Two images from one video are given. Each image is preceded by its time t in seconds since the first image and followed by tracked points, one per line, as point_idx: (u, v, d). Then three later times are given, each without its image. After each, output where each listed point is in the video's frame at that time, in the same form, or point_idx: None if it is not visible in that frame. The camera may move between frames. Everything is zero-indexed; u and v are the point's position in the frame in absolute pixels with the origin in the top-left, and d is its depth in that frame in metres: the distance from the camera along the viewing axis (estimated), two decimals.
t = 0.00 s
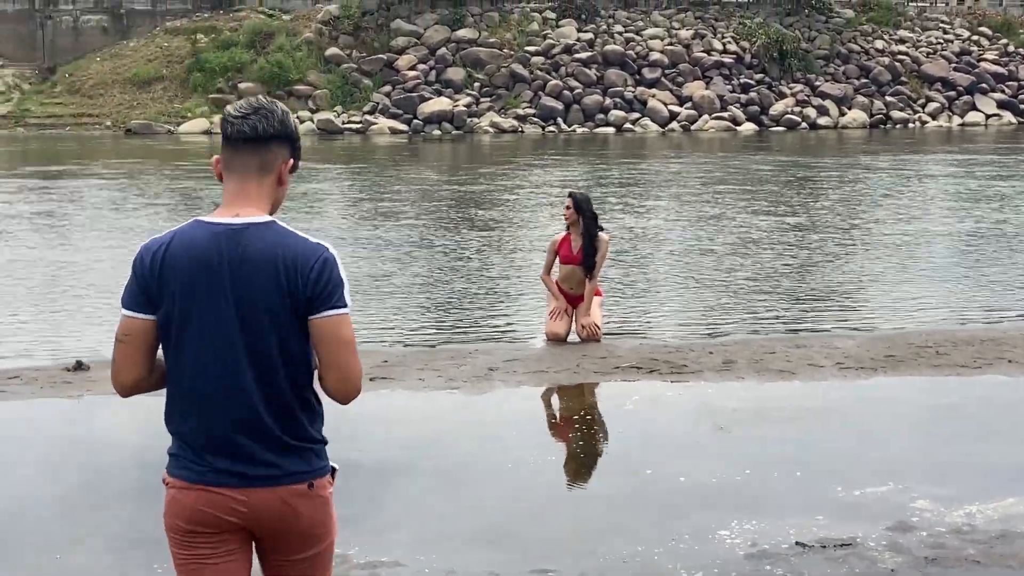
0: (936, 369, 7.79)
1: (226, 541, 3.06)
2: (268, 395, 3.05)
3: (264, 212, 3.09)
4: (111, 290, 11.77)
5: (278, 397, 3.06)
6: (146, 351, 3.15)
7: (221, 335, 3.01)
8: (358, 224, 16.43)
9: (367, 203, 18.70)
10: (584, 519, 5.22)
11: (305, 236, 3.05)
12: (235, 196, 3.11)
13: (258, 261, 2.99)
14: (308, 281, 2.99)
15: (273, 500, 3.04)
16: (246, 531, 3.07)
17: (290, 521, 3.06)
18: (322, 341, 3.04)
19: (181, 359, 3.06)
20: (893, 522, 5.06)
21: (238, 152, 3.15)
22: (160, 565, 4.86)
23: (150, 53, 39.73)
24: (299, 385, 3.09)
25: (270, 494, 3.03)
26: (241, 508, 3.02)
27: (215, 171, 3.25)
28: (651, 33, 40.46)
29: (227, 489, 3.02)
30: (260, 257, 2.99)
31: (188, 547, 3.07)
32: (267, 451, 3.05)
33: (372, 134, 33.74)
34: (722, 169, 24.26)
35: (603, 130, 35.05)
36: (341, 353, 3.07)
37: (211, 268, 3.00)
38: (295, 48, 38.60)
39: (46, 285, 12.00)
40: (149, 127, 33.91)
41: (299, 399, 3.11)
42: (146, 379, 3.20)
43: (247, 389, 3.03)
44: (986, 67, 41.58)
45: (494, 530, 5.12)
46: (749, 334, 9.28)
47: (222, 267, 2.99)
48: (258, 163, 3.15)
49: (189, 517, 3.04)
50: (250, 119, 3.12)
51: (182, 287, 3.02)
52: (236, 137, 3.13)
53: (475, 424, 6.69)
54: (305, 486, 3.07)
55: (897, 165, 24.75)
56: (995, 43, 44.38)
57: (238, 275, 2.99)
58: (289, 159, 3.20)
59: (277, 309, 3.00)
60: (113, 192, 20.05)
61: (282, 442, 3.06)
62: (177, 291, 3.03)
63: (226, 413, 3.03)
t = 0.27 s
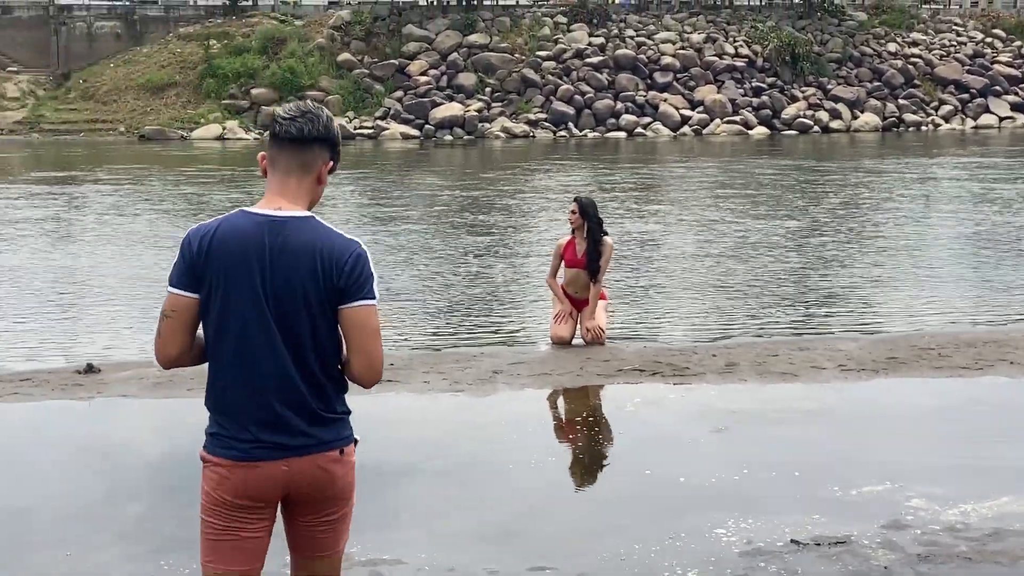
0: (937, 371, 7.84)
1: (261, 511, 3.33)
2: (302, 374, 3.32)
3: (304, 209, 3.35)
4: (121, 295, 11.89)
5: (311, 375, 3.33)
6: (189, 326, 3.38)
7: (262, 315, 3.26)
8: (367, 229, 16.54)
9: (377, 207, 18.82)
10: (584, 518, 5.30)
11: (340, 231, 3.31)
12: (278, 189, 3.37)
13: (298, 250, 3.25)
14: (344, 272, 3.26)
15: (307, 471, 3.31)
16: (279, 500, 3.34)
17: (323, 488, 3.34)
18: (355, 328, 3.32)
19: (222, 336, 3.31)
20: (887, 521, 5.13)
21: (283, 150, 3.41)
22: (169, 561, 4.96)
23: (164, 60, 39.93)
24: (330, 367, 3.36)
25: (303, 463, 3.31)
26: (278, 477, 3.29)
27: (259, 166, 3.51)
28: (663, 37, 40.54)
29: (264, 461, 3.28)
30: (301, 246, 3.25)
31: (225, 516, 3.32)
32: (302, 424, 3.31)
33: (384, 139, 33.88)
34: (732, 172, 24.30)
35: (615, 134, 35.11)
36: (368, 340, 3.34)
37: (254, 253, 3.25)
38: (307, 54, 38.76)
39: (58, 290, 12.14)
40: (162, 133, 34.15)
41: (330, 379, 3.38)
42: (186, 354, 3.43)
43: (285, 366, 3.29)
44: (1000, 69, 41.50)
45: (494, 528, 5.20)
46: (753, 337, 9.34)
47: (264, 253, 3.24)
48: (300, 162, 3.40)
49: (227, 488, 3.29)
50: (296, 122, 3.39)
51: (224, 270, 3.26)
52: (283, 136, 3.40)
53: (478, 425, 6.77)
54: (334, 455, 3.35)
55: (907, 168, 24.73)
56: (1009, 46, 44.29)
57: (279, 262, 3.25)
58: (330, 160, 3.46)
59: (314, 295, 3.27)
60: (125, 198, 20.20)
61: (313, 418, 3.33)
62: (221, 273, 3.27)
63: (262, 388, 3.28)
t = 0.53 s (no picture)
0: (940, 374, 7.89)
1: (274, 502, 3.48)
2: (322, 370, 3.47)
3: (327, 213, 3.51)
4: (130, 298, 11.97)
5: (330, 371, 3.47)
6: (216, 324, 3.52)
7: (286, 313, 3.43)
8: (375, 233, 16.61)
9: (385, 210, 18.88)
10: (587, 522, 5.35)
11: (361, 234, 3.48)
12: (303, 195, 3.53)
13: (322, 251, 3.41)
14: (365, 272, 3.43)
15: (319, 462, 3.43)
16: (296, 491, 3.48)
17: (330, 480, 3.44)
18: (374, 326, 3.48)
19: (249, 332, 3.47)
20: (887, 524, 5.19)
21: (307, 159, 3.57)
22: (177, 567, 5.03)
23: (173, 63, 40.06)
24: (349, 363, 3.52)
25: (315, 455, 3.43)
26: (291, 468, 3.42)
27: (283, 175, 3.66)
28: (671, 38, 40.59)
29: (283, 452, 3.42)
30: (325, 246, 3.41)
31: (244, 503, 3.49)
32: (319, 418, 3.46)
33: (393, 142, 33.97)
34: (739, 174, 24.33)
35: (623, 135, 35.15)
36: (385, 338, 3.50)
37: (280, 254, 3.41)
38: (316, 56, 38.87)
39: (66, 295, 12.20)
40: (171, 136, 34.29)
41: (348, 376, 3.54)
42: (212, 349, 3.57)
43: (307, 363, 3.44)
44: (1009, 70, 41.46)
45: (498, 532, 5.26)
46: (758, 341, 9.38)
47: (290, 253, 3.41)
48: (324, 170, 3.56)
49: (245, 478, 3.46)
50: (321, 132, 3.56)
51: (252, 269, 3.42)
52: (308, 146, 3.56)
53: (484, 429, 6.83)
54: (346, 448, 3.48)
55: (915, 170, 24.73)
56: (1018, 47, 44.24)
57: (303, 262, 3.41)
58: (349, 171, 3.62)
59: (336, 294, 3.43)
60: (134, 202, 20.29)
61: (332, 411, 3.48)
62: (248, 273, 3.43)
63: (285, 381, 3.44)
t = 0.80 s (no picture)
0: (947, 378, 7.95)
1: (292, 498, 3.60)
2: (335, 374, 3.55)
3: (338, 223, 3.61)
4: (143, 304, 12.07)
5: (343, 375, 3.56)
6: (237, 333, 3.64)
7: (299, 321, 3.53)
8: (384, 237, 16.70)
9: (394, 215, 18.98)
10: (597, 525, 5.43)
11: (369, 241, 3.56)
12: (315, 205, 3.63)
13: (332, 259, 3.50)
14: (373, 278, 3.50)
15: (335, 458, 3.53)
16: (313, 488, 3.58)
17: (346, 475, 3.54)
18: (384, 329, 3.55)
19: (266, 339, 3.58)
20: (894, 527, 5.26)
21: (318, 173, 3.68)
22: (194, 570, 5.10)
23: (182, 68, 40.23)
24: (362, 366, 3.59)
25: (330, 454, 3.53)
26: (308, 466, 3.54)
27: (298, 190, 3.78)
28: (679, 43, 40.67)
29: (301, 452, 3.53)
30: (334, 255, 3.50)
31: (267, 499, 3.63)
32: (333, 419, 3.55)
33: (402, 146, 34.10)
34: (747, 179, 24.39)
35: (632, 140, 35.23)
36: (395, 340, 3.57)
37: (292, 263, 3.51)
38: (325, 61, 39.02)
39: (78, 301, 12.29)
40: (181, 141, 34.46)
41: (364, 378, 3.61)
42: (233, 358, 3.69)
43: (320, 367, 3.53)
44: (1017, 74, 41.45)
45: (510, 535, 5.33)
46: (766, 345, 9.44)
47: (300, 263, 3.51)
48: (335, 181, 3.66)
49: (267, 476, 3.59)
50: (330, 145, 3.67)
51: (266, 280, 3.53)
52: (319, 158, 3.66)
53: (494, 434, 6.90)
54: (363, 446, 3.56)
55: (923, 175, 24.76)
56: None
57: (315, 271, 3.50)
58: (360, 180, 3.71)
59: (347, 300, 3.51)
60: (145, 207, 20.42)
61: (346, 413, 3.57)
62: (262, 283, 3.54)
63: (299, 384, 3.54)
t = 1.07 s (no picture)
0: (953, 380, 8.05)
1: (301, 488, 3.82)
2: (335, 374, 3.73)
3: (332, 230, 3.79)
4: (155, 307, 12.18)
5: (342, 375, 3.74)
6: (244, 341, 3.86)
7: (299, 327, 3.73)
8: (394, 241, 16.81)
9: (402, 220, 19.08)
10: (608, 525, 5.52)
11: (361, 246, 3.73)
12: (310, 215, 3.82)
13: (325, 266, 3.69)
14: (366, 281, 3.67)
15: (337, 450, 3.73)
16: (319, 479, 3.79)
17: (347, 465, 3.74)
18: (378, 329, 3.72)
19: (270, 345, 3.80)
20: (900, 525, 5.36)
21: (311, 183, 3.86)
22: (209, 569, 5.11)
23: (190, 73, 40.36)
24: (362, 366, 3.77)
25: (332, 447, 3.73)
26: (313, 461, 3.75)
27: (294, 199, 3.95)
28: (685, 47, 40.73)
29: (306, 448, 3.74)
30: (328, 262, 3.69)
31: (280, 492, 3.86)
32: (335, 417, 3.75)
33: (409, 151, 34.21)
34: (754, 182, 24.47)
35: (638, 144, 35.32)
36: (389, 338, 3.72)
37: (289, 271, 3.71)
38: (332, 66, 39.16)
39: (91, 304, 12.42)
40: (188, 146, 34.61)
41: (366, 377, 3.79)
42: (244, 366, 3.91)
43: (319, 369, 3.72)
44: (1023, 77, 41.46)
45: (522, 535, 5.42)
46: (773, 348, 9.54)
47: (296, 271, 3.71)
48: (327, 190, 3.84)
49: (276, 472, 3.82)
50: (319, 156, 3.84)
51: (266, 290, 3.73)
52: (310, 170, 3.85)
53: (506, 436, 6.99)
54: (365, 439, 3.75)
55: (930, 178, 24.81)
56: None
57: (311, 277, 3.70)
58: (353, 187, 3.89)
59: (342, 304, 3.69)
60: (154, 212, 20.53)
61: (347, 410, 3.76)
62: (262, 294, 3.75)
63: (301, 385, 3.74)
